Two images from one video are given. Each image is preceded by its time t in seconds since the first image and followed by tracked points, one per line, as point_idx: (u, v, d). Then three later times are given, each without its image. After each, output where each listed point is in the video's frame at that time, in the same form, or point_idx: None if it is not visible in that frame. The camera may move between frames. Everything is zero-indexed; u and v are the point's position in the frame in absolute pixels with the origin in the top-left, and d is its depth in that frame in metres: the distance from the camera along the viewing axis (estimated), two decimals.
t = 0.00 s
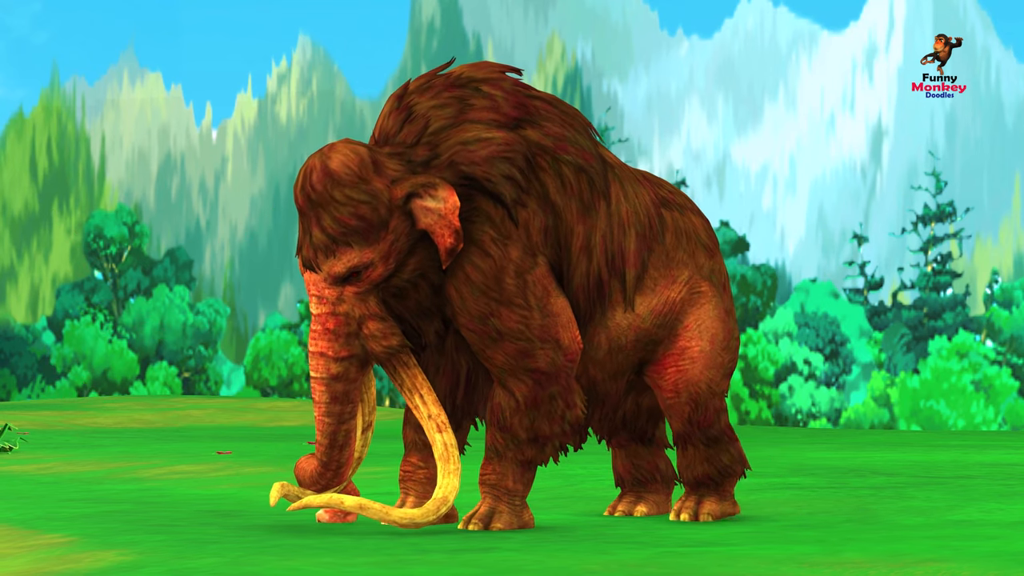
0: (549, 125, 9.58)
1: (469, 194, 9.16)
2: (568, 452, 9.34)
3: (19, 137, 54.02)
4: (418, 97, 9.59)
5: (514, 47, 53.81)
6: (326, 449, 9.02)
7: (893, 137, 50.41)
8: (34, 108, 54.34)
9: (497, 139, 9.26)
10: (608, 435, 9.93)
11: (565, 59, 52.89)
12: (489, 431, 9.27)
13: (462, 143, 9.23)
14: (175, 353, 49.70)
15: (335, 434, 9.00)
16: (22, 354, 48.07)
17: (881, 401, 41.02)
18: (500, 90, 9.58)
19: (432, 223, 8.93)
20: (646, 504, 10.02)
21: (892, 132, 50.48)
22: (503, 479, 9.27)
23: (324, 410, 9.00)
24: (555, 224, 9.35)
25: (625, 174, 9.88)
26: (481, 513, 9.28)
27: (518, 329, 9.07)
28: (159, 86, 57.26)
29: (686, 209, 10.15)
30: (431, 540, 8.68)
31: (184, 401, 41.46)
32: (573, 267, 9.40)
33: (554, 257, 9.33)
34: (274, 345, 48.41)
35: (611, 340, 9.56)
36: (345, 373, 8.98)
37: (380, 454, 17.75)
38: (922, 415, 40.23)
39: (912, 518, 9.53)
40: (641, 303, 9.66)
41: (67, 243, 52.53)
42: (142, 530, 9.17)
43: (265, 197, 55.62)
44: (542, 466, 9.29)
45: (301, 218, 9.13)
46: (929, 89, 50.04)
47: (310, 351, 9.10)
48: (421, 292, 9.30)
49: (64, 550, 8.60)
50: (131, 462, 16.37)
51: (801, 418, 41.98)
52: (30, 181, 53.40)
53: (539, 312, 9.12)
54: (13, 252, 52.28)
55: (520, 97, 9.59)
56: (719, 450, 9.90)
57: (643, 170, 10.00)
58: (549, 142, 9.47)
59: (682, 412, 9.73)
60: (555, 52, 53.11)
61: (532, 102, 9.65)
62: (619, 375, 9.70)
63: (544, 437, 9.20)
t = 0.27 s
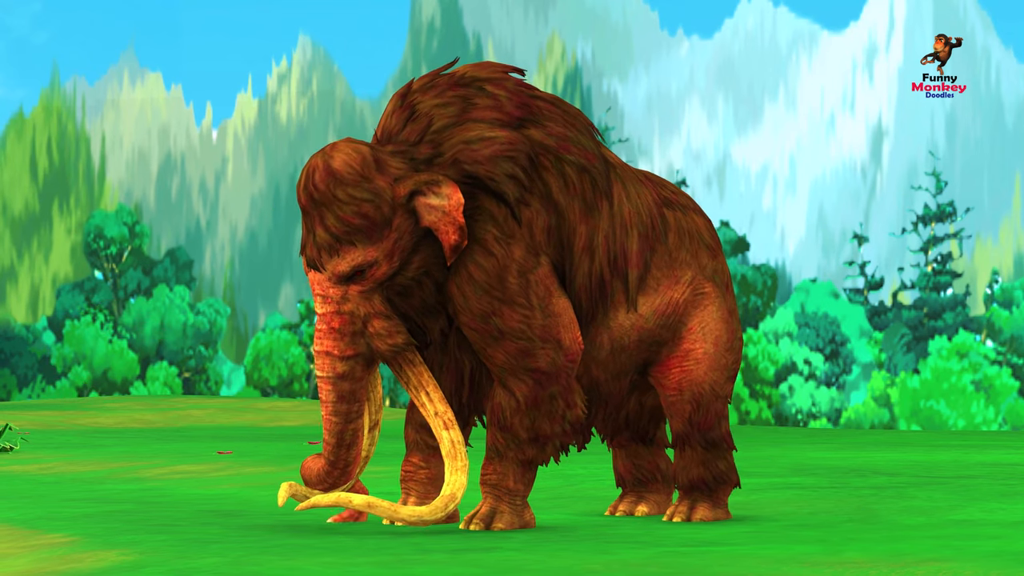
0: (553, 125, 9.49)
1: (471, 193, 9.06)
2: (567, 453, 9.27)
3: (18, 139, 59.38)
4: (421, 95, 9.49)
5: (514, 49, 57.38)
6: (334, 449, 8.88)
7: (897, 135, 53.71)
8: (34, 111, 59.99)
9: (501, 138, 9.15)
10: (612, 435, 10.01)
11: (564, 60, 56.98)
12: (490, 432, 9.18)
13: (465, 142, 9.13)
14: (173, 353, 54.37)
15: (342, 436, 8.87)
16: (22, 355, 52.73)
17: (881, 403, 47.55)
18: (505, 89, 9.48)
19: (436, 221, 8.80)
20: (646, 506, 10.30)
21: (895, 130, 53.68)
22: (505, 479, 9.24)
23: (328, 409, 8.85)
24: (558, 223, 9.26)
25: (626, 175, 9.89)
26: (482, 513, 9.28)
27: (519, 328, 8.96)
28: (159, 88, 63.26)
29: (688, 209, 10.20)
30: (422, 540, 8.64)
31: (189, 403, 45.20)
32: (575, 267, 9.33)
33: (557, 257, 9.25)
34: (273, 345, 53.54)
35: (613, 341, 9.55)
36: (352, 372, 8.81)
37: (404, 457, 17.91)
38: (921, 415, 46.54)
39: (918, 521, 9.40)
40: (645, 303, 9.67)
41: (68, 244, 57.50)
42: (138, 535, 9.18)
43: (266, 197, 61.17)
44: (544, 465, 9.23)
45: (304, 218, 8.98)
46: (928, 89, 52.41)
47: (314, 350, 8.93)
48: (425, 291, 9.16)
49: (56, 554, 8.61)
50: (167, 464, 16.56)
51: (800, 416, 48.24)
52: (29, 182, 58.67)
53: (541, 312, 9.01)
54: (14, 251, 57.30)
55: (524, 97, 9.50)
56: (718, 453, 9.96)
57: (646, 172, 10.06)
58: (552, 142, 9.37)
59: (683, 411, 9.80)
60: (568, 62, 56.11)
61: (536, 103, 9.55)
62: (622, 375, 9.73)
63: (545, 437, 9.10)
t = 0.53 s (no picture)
0: (558, 126, 9.49)
1: (476, 189, 9.07)
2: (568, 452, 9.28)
3: (18, 139, 59.43)
4: (429, 92, 9.49)
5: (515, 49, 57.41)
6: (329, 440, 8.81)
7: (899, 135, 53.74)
8: (34, 110, 60.12)
9: (506, 138, 9.17)
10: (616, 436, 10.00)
11: (564, 60, 57.14)
12: (492, 433, 9.20)
13: (471, 139, 9.15)
14: (174, 352, 54.37)
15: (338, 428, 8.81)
16: (22, 354, 52.79)
17: (881, 403, 47.64)
18: (510, 89, 9.48)
19: (439, 214, 8.83)
20: (648, 506, 10.32)
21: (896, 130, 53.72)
22: (506, 478, 9.25)
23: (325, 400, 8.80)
24: (562, 223, 9.28)
25: (631, 177, 9.91)
26: (484, 513, 9.30)
27: (522, 327, 8.98)
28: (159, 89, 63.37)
29: (692, 210, 10.21)
30: (423, 541, 8.65)
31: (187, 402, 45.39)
32: (578, 267, 9.36)
33: (561, 257, 9.27)
34: (273, 345, 53.54)
35: (617, 341, 9.56)
36: (350, 362, 8.79)
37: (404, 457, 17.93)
38: (921, 414, 46.65)
39: (918, 520, 9.41)
40: (650, 304, 9.68)
41: (68, 244, 57.44)
42: (140, 535, 9.19)
43: (266, 197, 61.09)
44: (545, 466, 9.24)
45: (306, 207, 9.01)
46: (927, 90, 52.48)
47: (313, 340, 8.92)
48: (426, 284, 9.15)
49: (57, 555, 8.61)
50: (168, 465, 16.57)
51: (800, 417, 48.23)
52: (30, 182, 58.79)
53: (545, 311, 9.03)
54: (14, 251, 57.36)
55: (530, 98, 9.49)
56: (719, 454, 9.95)
57: (651, 173, 10.07)
58: (557, 143, 9.38)
59: (686, 411, 9.79)
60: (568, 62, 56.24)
61: (542, 103, 9.55)
62: (627, 376, 9.73)
63: (546, 437, 9.11)
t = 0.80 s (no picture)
0: (565, 127, 9.49)
1: (481, 187, 9.10)
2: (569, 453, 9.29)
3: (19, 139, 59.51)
4: (441, 88, 9.53)
5: (517, 48, 57.38)
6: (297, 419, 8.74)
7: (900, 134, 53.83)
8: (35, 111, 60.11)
9: (513, 137, 9.20)
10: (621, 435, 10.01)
11: (565, 60, 57.09)
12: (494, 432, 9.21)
13: (478, 137, 9.19)
14: (174, 353, 54.40)
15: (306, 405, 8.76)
16: (23, 355, 52.97)
17: (881, 402, 47.90)
18: (518, 90, 9.48)
19: (440, 203, 8.86)
20: (650, 505, 10.35)
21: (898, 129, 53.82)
22: (509, 478, 9.27)
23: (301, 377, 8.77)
24: (566, 222, 9.29)
25: (636, 178, 9.92)
26: (487, 513, 9.31)
27: (526, 327, 9.00)
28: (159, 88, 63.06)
29: (697, 210, 10.23)
30: (424, 541, 8.67)
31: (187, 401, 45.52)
32: (582, 269, 9.38)
33: (565, 257, 9.29)
34: (274, 346, 53.58)
35: (622, 342, 9.58)
36: (330, 337, 8.78)
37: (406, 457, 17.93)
38: (921, 414, 46.92)
39: (919, 520, 9.42)
40: (655, 305, 9.69)
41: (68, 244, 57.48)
42: (142, 535, 9.21)
43: (266, 197, 60.31)
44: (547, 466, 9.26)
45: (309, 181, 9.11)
46: (928, 89, 52.42)
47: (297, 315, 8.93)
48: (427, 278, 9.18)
49: (60, 555, 8.63)
50: (170, 464, 16.57)
51: (801, 417, 48.29)
52: (30, 181, 58.91)
53: (548, 311, 9.05)
54: (14, 251, 57.48)
55: (537, 99, 9.50)
56: (721, 454, 9.95)
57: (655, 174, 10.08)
58: (564, 144, 9.39)
59: (689, 410, 9.81)
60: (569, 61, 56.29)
61: (550, 105, 9.55)
62: (632, 377, 9.75)
63: (548, 438, 9.13)
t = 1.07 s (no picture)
0: (572, 129, 9.48)
1: (487, 185, 9.10)
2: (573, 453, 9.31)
3: (19, 139, 59.47)
4: (452, 85, 9.53)
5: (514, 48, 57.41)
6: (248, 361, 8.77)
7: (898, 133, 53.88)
8: (35, 111, 60.11)
9: (520, 137, 9.20)
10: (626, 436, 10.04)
11: (565, 60, 57.18)
12: (497, 430, 9.23)
13: (487, 135, 9.20)
14: (175, 353, 54.32)
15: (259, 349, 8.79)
16: (24, 355, 52.98)
17: (882, 402, 48.03)
18: (526, 92, 9.48)
19: (444, 189, 8.90)
20: (653, 505, 10.39)
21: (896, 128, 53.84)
22: (511, 478, 9.29)
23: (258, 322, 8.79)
24: (571, 224, 9.31)
25: (642, 180, 9.92)
26: (490, 512, 9.32)
27: (531, 326, 9.03)
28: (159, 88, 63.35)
29: (701, 210, 10.23)
30: (427, 542, 8.68)
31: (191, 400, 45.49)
32: (587, 271, 9.39)
33: (570, 259, 9.31)
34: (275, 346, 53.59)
35: (628, 344, 9.61)
36: (299, 288, 8.82)
37: (406, 456, 17.92)
38: (921, 415, 47.08)
39: (922, 520, 9.43)
40: (660, 306, 9.71)
41: (69, 244, 57.43)
42: (144, 535, 9.21)
43: (266, 196, 61.00)
44: (549, 464, 9.28)
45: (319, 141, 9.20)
46: (927, 90, 52.45)
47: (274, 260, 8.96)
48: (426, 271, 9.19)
49: (62, 554, 8.63)
50: (171, 465, 16.56)
51: (801, 417, 48.30)
52: (31, 181, 58.89)
53: (553, 312, 9.08)
54: (15, 251, 57.49)
55: (546, 101, 9.49)
56: (723, 454, 9.98)
57: (660, 175, 10.08)
58: (571, 146, 9.39)
59: (692, 410, 9.82)
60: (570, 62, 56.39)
61: (558, 106, 9.54)
62: (638, 377, 9.78)
63: (551, 438, 9.14)
